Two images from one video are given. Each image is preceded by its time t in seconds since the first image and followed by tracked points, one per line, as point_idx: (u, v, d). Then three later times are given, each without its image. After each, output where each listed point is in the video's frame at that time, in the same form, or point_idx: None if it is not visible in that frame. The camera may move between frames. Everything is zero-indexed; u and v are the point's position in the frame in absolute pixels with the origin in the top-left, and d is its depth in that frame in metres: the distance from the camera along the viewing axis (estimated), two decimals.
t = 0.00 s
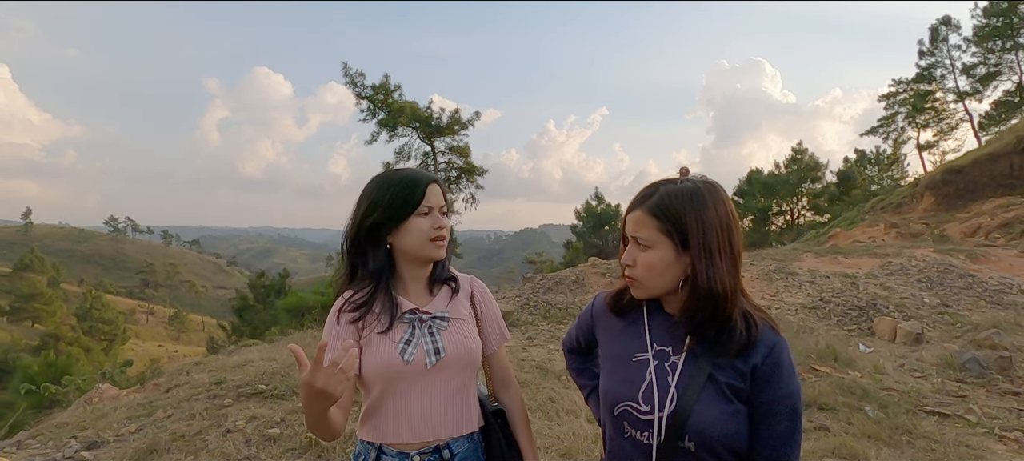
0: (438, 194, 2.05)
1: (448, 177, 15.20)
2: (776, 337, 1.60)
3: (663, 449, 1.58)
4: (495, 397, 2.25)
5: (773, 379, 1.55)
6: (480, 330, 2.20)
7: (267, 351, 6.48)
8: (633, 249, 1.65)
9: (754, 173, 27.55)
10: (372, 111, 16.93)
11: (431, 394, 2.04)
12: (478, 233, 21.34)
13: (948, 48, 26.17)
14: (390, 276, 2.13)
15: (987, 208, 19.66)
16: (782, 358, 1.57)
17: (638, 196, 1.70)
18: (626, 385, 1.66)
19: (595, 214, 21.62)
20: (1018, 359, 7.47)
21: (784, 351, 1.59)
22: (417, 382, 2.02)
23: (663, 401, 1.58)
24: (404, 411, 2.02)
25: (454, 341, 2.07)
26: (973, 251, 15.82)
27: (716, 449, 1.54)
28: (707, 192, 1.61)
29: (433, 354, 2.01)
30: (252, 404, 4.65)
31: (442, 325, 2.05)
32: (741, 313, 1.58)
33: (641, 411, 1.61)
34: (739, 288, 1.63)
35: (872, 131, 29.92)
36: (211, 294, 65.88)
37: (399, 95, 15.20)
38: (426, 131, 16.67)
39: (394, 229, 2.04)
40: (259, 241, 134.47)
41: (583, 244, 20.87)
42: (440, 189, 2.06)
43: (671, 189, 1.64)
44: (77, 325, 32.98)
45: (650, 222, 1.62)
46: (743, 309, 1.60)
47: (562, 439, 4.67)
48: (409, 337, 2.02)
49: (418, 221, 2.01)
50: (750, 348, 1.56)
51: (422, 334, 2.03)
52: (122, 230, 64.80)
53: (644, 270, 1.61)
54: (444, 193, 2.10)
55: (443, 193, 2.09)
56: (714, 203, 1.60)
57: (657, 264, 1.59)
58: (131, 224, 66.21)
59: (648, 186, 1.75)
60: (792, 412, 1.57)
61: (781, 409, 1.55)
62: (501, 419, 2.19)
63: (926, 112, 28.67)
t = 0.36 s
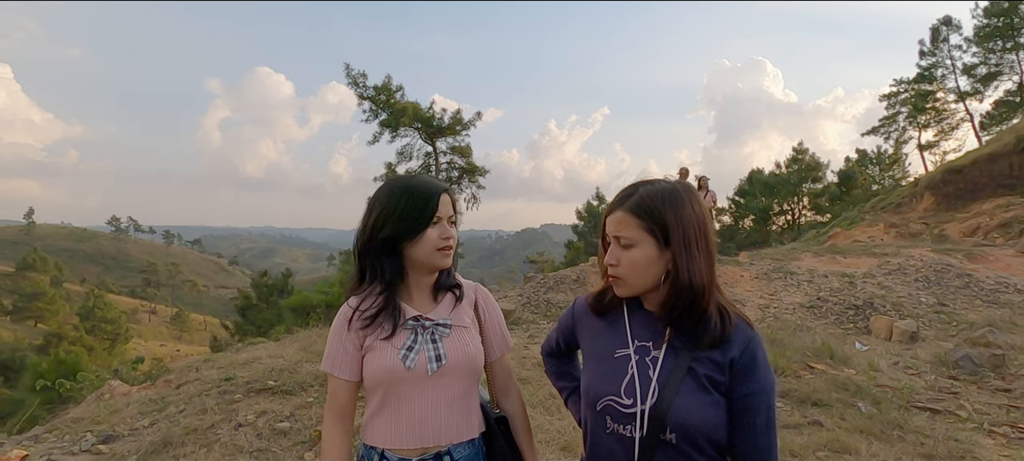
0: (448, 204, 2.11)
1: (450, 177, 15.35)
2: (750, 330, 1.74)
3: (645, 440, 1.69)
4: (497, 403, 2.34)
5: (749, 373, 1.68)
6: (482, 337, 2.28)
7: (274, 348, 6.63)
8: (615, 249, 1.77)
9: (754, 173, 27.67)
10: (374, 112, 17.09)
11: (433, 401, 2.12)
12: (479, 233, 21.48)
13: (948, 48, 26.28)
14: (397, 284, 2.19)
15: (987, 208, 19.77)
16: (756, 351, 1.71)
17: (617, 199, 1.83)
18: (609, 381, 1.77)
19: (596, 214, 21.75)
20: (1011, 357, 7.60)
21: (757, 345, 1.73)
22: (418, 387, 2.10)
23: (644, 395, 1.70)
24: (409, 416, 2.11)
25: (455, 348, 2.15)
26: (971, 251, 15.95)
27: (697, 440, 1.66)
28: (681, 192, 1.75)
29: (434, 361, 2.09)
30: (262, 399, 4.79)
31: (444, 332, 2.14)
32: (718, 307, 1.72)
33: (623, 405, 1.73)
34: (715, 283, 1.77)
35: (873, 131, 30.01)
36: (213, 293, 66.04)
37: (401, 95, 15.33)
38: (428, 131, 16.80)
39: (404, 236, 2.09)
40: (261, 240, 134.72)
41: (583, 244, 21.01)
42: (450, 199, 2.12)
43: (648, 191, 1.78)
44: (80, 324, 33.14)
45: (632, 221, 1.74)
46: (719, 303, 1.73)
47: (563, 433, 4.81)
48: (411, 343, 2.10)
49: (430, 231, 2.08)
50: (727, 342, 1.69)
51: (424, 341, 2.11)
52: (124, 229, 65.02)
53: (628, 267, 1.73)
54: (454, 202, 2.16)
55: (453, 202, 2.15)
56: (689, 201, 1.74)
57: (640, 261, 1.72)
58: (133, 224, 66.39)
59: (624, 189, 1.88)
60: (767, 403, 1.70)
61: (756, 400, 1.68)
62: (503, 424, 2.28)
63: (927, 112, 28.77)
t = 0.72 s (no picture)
0: (457, 211, 2.15)
1: (452, 178, 15.48)
2: (728, 318, 1.88)
3: (627, 425, 1.82)
4: (501, 411, 2.36)
5: (730, 360, 1.81)
6: (487, 344, 2.30)
7: (281, 347, 6.76)
8: (611, 250, 1.84)
9: (753, 173, 27.80)
10: (376, 113, 17.23)
11: (436, 408, 2.14)
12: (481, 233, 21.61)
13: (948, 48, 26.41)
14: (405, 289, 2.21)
15: (986, 208, 19.90)
16: (734, 338, 1.84)
17: (603, 201, 1.88)
18: (593, 371, 1.90)
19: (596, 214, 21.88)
20: (1005, 354, 7.74)
21: (734, 332, 1.86)
22: (421, 394, 2.13)
23: (626, 382, 1.83)
24: (413, 424, 2.14)
25: (459, 353, 2.18)
26: (969, 250, 16.07)
27: (677, 424, 1.79)
28: (663, 188, 1.88)
29: (439, 365, 2.13)
30: (272, 395, 4.92)
31: (448, 338, 2.17)
32: (700, 294, 1.88)
33: (606, 392, 1.86)
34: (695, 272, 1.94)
35: (873, 131, 30.13)
36: (215, 293, 66.12)
37: (403, 96, 15.47)
38: (429, 132, 16.93)
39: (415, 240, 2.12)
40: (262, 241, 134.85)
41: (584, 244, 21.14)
42: (461, 205, 2.17)
43: (633, 190, 1.87)
44: (82, 325, 33.23)
45: (628, 224, 1.82)
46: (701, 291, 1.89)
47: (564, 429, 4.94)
48: (416, 347, 2.13)
49: (440, 235, 2.11)
50: (705, 329, 1.83)
51: (428, 346, 2.14)
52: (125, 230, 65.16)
53: (630, 269, 1.82)
54: (464, 209, 2.21)
55: (463, 209, 2.20)
56: (671, 196, 1.88)
57: (641, 261, 1.81)
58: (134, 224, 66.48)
59: (600, 189, 1.95)
60: (746, 386, 1.83)
61: (737, 385, 1.81)
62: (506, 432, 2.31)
63: (927, 112, 28.90)
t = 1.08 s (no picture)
0: (465, 200, 2.19)
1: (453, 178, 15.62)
2: (711, 307, 2.02)
3: (623, 414, 1.92)
4: (508, 405, 2.40)
5: (715, 347, 1.95)
6: (496, 338, 2.29)
7: (288, 343, 6.89)
8: (609, 251, 1.91)
9: (753, 173, 27.93)
10: (378, 113, 17.36)
11: (438, 399, 2.16)
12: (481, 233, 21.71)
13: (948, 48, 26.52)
14: (414, 279, 2.24)
15: (984, 208, 20.01)
16: (718, 325, 1.98)
17: (595, 203, 1.93)
18: (589, 366, 1.98)
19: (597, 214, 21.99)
20: (999, 352, 7.87)
21: (718, 320, 2.00)
22: (425, 384, 2.15)
23: (621, 374, 1.93)
24: (416, 414, 2.16)
25: (465, 346, 2.19)
26: (966, 250, 16.20)
27: (670, 409, 1.91)
28: (648, 184, 1.99)
29: (443, 358, 2.14)
30: (280, 390, 5.05)
31: (455, 330, 2.18)
32: (686, 285, 2.01)
33: (602, 385, 1.95)
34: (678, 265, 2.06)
35: (873, 131, 30.24)
36: (216, 293, 66.18)
37: (404, 97, 15.60)
38: (430, 132, 17.03)
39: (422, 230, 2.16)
40: (262, 241, 134.96)
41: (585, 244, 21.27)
42: (469, 194, 2.20)
43: (621, 188, 1.95)
44: (83, 324, 33.28)
45: (624, 224, 1.90)
46: (685, 283, 2.02)
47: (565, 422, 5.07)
48: (421, 339, 2.15)
49: (447, 224, 2.15)
50: (693, 319, 1.97)
51: (434, 337, 2.15)
52: (126, 229, 65.40)
53: (627, 267, 1.92)
54: (473, 198, 2.24)
55: (471, 197, 2.23)
56: (656, 192, 1.99)
57: (636, 260, 1.92)
58: (134, 224, 66.64)
59: (586, 189, 2.00)
60: (731, 370, 1.98)
61: (723, 369, 1.96)
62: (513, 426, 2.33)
63: (927, 112, 29.01)
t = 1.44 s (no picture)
0: (468, 199, 2.22)
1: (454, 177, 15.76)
2: (701, 299, 2.16)
3: (622, 404, 2.04)
4: (516, 396, 2.38)
5: (706, 336, 2.09)
6: (503, 332, 2.32)
7: (294, 340, 7.03)
8: (608, 250, 2.02)
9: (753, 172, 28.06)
10: (379, 112, 17.49)
11: (444, 390, 2.24)
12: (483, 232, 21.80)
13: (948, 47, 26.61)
14: (422, 275, 2.33)
15: (984, 206, 20.12)
16: (709, 317, 2.13)
17: (593, 204, 2.04)
18: (589, 360, 2.08)
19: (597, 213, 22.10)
20: (993, 348, 8.01)
21: (708, 310, 2.14)
22: (431, 375, 2.23)
23: (621, 366, 2.04)
24: (424, 404, 2.25)
25: (471, 341, 2.25)
26: (964, 248, 16.33)
27: (667, 397, 2.04)
28: (641, 182, 2.10)
29: (448, 352, 2.21)
30: (290, 384, 5.18)
31: (462, 325, 2.25)
32: (679, 280, 2.13)
33: (602, 377, 2.05)
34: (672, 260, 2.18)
35: (873, 130, 30.33)
36: (217, 291, 66.29)
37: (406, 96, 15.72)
38: (432, 131, 17.16)
39: (425, 230, 2.24)
40: (263, 240, 135.12)
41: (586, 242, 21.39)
42: (471, 193, 2.23)
43: (617, 187, 2.06)
44: (85, 324, 33.39)
45: (622, 224, 2.01)
46: (678, 277, 2.15)
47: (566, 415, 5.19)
48: (428, 333, 2.24)
49: (448, 224, 2.20)
50: (686, 311, 2.10)
51: (441, 332, 2.24)
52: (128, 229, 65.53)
53: (626, 264, 2.03)
54: (477, 195, 2.27)
55: (475, 196, 2.26)
56: (650, 189, 2.10)
57: (634, 256, 2.03)
58: (135, 223, 66.77)
59: (581, 190, 2.10)
60: (722, 358, 2.12)
61: (714, 358, 2.10)
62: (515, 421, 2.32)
63: (928, 110, 29.12)
